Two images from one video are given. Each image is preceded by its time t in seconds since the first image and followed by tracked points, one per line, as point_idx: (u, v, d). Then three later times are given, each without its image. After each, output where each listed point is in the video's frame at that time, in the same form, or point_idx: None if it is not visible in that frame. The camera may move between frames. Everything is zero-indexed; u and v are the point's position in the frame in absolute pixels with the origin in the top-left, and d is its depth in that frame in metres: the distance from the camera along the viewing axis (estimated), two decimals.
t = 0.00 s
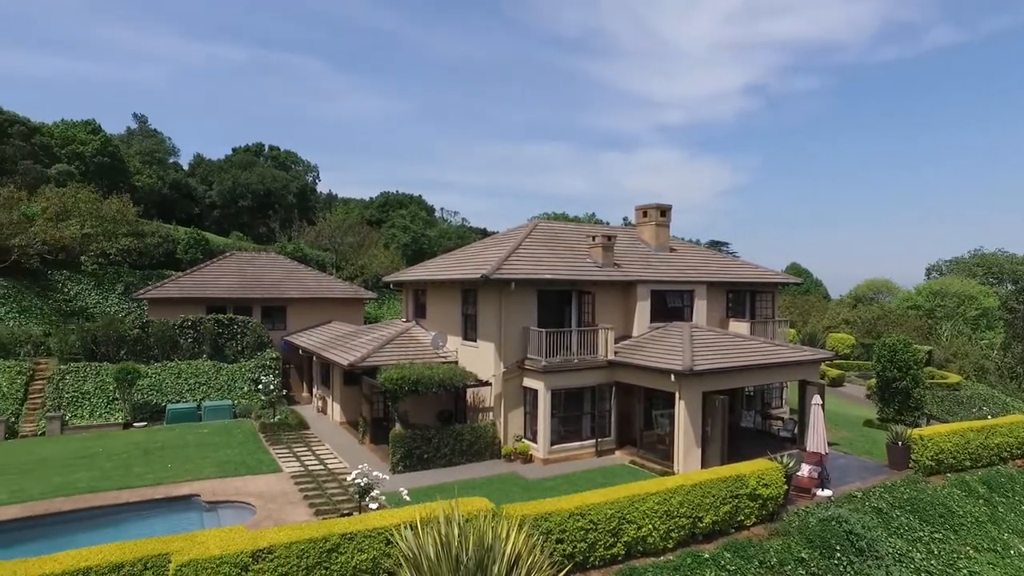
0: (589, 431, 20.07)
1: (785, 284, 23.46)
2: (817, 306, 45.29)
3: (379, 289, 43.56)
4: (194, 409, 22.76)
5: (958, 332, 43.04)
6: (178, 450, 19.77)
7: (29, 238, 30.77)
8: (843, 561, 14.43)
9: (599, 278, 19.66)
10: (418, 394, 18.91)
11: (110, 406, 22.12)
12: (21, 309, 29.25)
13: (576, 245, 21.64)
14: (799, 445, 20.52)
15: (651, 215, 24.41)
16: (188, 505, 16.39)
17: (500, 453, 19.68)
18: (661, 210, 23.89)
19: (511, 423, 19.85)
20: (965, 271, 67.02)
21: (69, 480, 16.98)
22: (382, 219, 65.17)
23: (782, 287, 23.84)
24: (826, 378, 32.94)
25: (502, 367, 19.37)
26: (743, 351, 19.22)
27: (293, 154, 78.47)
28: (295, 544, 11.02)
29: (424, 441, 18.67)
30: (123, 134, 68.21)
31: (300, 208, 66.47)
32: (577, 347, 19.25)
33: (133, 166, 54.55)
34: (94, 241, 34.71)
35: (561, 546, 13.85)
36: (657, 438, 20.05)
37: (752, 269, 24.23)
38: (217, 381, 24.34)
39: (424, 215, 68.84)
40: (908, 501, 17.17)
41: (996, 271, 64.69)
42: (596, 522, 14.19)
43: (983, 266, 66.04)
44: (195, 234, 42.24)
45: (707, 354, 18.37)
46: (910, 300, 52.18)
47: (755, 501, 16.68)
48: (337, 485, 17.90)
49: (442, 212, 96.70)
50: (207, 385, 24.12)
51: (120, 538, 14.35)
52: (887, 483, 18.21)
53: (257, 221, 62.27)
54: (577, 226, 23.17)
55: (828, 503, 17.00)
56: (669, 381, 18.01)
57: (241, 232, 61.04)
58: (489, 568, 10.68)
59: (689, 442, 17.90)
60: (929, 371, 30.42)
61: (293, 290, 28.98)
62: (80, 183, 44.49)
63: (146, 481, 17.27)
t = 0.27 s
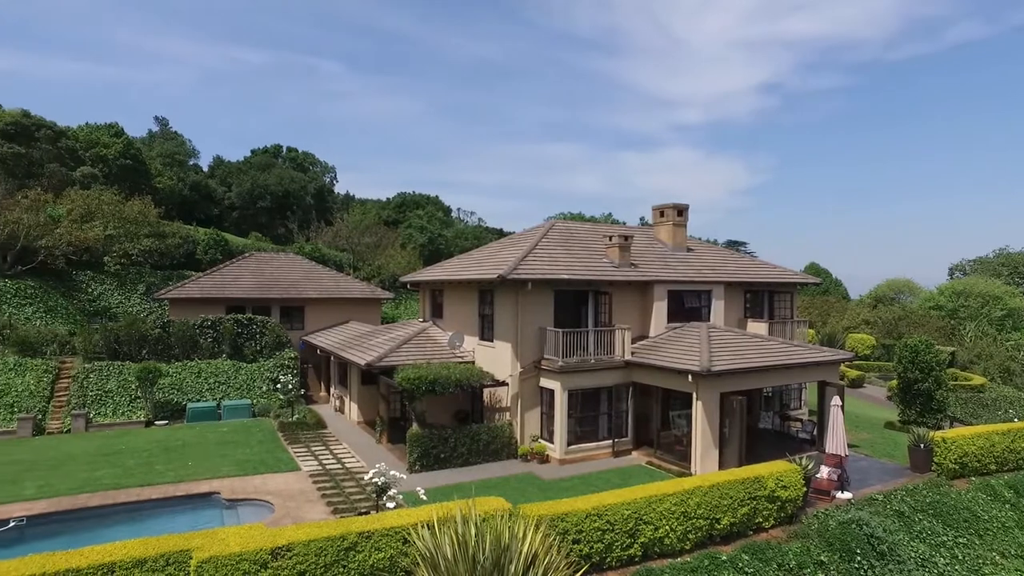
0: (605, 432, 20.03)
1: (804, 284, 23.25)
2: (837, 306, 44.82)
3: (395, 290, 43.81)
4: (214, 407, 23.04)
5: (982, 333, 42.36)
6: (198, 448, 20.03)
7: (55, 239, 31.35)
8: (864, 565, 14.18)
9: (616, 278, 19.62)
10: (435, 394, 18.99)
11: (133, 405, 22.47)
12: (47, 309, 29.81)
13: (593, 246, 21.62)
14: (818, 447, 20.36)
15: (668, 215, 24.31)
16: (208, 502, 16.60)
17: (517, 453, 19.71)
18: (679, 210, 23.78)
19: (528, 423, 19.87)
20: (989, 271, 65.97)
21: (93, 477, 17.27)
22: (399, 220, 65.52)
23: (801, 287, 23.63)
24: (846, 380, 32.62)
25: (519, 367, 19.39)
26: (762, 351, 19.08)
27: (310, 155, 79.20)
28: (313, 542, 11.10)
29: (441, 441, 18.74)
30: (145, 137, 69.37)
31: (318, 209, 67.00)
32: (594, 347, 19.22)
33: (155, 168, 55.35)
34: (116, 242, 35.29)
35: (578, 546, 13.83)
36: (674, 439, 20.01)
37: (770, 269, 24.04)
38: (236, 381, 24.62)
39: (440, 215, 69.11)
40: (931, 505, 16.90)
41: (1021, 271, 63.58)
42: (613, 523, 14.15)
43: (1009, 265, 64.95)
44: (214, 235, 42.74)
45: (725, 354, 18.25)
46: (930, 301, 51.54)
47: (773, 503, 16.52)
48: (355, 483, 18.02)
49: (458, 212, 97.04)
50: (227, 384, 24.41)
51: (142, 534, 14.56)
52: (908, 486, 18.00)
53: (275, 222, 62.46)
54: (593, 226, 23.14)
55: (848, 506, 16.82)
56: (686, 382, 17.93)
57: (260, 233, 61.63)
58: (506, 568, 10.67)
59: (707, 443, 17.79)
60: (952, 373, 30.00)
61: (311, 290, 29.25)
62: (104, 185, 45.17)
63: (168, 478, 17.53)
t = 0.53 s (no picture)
0: (619, 432, 19.99)
1: (820, 285, 23.06)
2: (853, 306, 44.41)
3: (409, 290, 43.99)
4: (230, 406, 23.27)
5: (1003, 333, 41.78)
6: (214, 447, 20.24)
7: (75, 240, 31.81)
8: (881, 568, 13.96)
9: (629, 278, 19.58)
10: (448, 394, 19.04)
11: (150, 403, 22.78)
12: (67, 309, 30.26)
13: (607, 246, 21.58)
14: (834, 449, 20.23)
15: (682, 215, 24.21)
16: (224, 501, 16.76)
17: (530, 453, 19.72)
18: (693, 210, 23.67)
19: (542, 424, 19.87)
20: (1009, 271, 65.04)
21: (112, 474, 17.51)
22: (412, 220, 65.75)
23: (817, 287, 23.45)
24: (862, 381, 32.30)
25: (532, 367, 19.41)
26: (777, 352, 18.95)
27: (325, 156, 79.73)
28: (328, 541, 11.15)
29: (454, 441, 18.79)
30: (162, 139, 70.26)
31: (332, 210, 67.39)
32: (607, 347, 19.19)
33: (171, 169, 55.96)
34: (134, 243, 35.99)
35: (591, 547, 13.81)
36: (688, 440, 19.80)
37: (786, 269, 23.88)
38: (251, 380, 24.85)
39: (453, 215, 69.28)
40: (950, 509, 16.66)
41: None
42: (626, 524, 14.11)
43: None
44: (230, 235, 43.14)
45: (740, 355, 18.15)
46: (949, 301, 50.95)
47: (788, 505, 16.39)
48: (368, 483, 18.11)
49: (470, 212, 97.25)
50: (242, 383, 24.63)
51: (159, 532, 14.74)
52: (926, 489, 17.83)
53: (290, 223, 63.09)
54: (607, 226, 23.11)
55: (864, 508, 16.68)
56: (700, 382, 17.85)
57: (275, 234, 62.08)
58: (520, 568, 10.66)
59: (721, 444, 17.69)
60: (971, 374, 29.63)
61: (325, 290, 29.44)
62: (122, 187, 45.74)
63: (185, 476, 17.72)
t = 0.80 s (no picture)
0: (634, 433, 19.94)
1: (837, 285, 22.84)
2: (872, 307, 43.92)
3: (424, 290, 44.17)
4: (247, 405, 23.51)
5: None
6: (232, 446, 20.46)
7: (96, 241, 32.31)
8: (900, 572, 13.76)
9: (644, 278, 19.51)
10: (463, 394, 19.09)
11: (169, 402, 23.11)
12: (89, 309, 30.75)
13: (621, 246, 21.52)
14: (852, 450, 20.06)
15: (697, 215, 24.08)
16: (241, 499, 16.92)
17: (545, 453, 19.72)
18: (709, 210, 23.54)
19: (556, 424, 19.87)
20: None
21: (132, 472, 17.76)
22: (427, 221, 65.99)
23: (834, 288, 23.22)
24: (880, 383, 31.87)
25: (547, 367, 19.41)
26: (793, 353, 18.79)
27: (340, 157, 80.27)
28: (343, 539, 11.21)
29: (469, 441, 18.84)
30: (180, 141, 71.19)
31: (347, 210, 67.82)
32: (622, 348, 19.14)
33: (189, 171, 56.65)
34: (153, 243, 36.43)
35: (605, 547, 13.78)
36: (703, 440, 19.77)
37: (803, 269, 23.67)
38: (268, 380, 25.08)
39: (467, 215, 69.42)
40: (972, 513, 16.40)
41: None
42: (640, 524, 14.07)
43: None
44: (247, 236, 43.61)
45: (755, 355, 18.03)
46: (970, 301, 50.28)
47: (805, 507, 16.24)
48: (383, 482, 18.21)
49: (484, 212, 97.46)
50: (259, 382, 24.87)
51: (177, 529, 14.92)
52: (947, 492, 17.61)
53: (306, 223, 63.61)
54: (622, 226, 23.05)
55: (882, 511, 16.50)
56: (716, 383, 17.76)
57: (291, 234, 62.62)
58: (534, 568, 10.65)
59: (737, 445, 17.58)
60: (993, 376, 29.19)
61: (341, 290, 29.65)
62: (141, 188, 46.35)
63: (202, 475, 17.94)
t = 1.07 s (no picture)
0: (653, 434, 19.85)
1: (860, 285, 22.52)
2: (896, 307, 43.23)
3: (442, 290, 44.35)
4: (268, 405, 23.81)
5: None
6: (254, 444, 20.73)
7: (122, 243, 32.93)
8: None
9: (663, 278, 19.42)
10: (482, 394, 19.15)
11: (192, 401, 23.50)
12: (115, 309, 31.35)
13: (640, 246, 21.43)
14: (876, 453, 19.77)
15: (717, 214, 23.89)
16: (263, 497, 17.13)
17: (563, 454, 19.70)
18: (729, 209, 23.34)
19: (575, 424, 19.85)
20: None
21: (157, 469, 18.08)
22: (446, 222, 66.27)
23: (857, 288, 22.90)
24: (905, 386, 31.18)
25: (565, 368, 19.40)
26: (815, 353, 18.57)
27: (360, 158, 80.95)
28: (362, 538, 11.30)
29: (488, 440, 18.88)
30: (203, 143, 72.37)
31: (367, 211, 68.37)
32: (641, 348, 19.05)
33: (212, 173, 57.55)
34: (177, 245, 37.06)
35: (624, 549, 13.74)
36: (724, 441, 19.37)
37: (825, 269, 23.38)
38: (289, 379, 25.36)
39: (484, 216, 69.59)
40: (1001, 519, 16.04)
41: None
42: (659, 526, 13.99)
43: None
44: (268, 237, 44.16)
45: (776, 356, 17.84)
46: (998, 301, 49.24)
47: (826, 510, 16.03)
48: (402, 481, 18.34)
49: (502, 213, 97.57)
50: (281, 382, 25.16)
51: (200, 526, 15.16)
52: (974, 497, 17.28)
53: (326, 224, 64.23)
54: (641, 226, 22.95)
55: (907, 515, 16.24)
56: (736, 384, 17.61)
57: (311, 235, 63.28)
58: (552, 568, 10.65)
59: (757, 446, 17.41)
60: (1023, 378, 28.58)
61: (360, 290, 29.90)
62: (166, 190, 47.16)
63: (225, 472, 18.20)
